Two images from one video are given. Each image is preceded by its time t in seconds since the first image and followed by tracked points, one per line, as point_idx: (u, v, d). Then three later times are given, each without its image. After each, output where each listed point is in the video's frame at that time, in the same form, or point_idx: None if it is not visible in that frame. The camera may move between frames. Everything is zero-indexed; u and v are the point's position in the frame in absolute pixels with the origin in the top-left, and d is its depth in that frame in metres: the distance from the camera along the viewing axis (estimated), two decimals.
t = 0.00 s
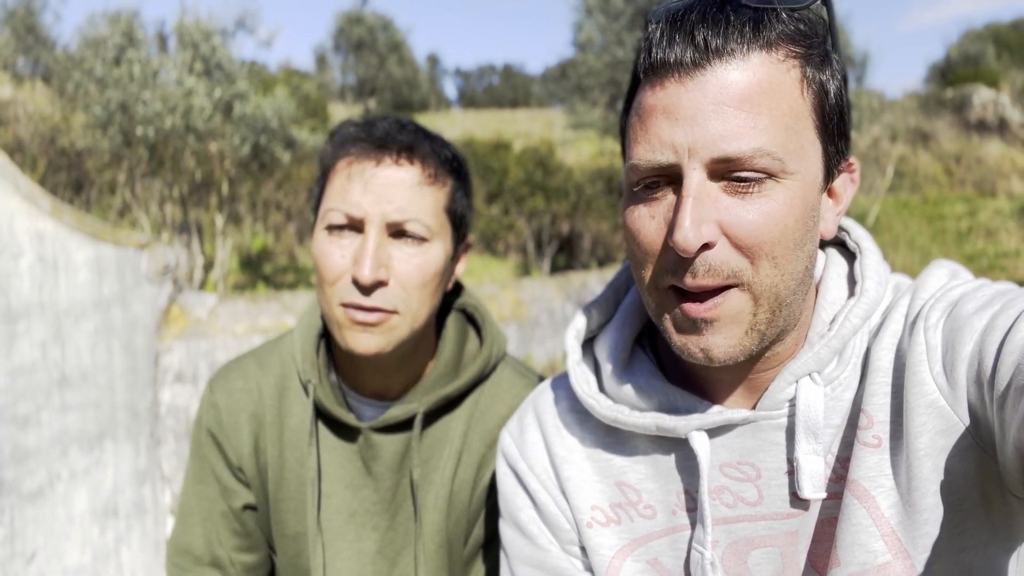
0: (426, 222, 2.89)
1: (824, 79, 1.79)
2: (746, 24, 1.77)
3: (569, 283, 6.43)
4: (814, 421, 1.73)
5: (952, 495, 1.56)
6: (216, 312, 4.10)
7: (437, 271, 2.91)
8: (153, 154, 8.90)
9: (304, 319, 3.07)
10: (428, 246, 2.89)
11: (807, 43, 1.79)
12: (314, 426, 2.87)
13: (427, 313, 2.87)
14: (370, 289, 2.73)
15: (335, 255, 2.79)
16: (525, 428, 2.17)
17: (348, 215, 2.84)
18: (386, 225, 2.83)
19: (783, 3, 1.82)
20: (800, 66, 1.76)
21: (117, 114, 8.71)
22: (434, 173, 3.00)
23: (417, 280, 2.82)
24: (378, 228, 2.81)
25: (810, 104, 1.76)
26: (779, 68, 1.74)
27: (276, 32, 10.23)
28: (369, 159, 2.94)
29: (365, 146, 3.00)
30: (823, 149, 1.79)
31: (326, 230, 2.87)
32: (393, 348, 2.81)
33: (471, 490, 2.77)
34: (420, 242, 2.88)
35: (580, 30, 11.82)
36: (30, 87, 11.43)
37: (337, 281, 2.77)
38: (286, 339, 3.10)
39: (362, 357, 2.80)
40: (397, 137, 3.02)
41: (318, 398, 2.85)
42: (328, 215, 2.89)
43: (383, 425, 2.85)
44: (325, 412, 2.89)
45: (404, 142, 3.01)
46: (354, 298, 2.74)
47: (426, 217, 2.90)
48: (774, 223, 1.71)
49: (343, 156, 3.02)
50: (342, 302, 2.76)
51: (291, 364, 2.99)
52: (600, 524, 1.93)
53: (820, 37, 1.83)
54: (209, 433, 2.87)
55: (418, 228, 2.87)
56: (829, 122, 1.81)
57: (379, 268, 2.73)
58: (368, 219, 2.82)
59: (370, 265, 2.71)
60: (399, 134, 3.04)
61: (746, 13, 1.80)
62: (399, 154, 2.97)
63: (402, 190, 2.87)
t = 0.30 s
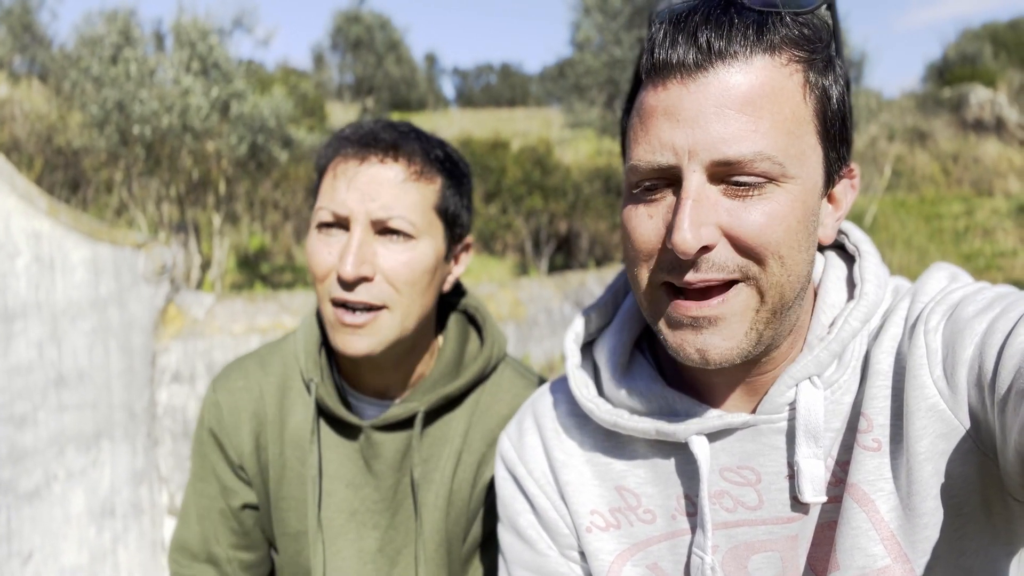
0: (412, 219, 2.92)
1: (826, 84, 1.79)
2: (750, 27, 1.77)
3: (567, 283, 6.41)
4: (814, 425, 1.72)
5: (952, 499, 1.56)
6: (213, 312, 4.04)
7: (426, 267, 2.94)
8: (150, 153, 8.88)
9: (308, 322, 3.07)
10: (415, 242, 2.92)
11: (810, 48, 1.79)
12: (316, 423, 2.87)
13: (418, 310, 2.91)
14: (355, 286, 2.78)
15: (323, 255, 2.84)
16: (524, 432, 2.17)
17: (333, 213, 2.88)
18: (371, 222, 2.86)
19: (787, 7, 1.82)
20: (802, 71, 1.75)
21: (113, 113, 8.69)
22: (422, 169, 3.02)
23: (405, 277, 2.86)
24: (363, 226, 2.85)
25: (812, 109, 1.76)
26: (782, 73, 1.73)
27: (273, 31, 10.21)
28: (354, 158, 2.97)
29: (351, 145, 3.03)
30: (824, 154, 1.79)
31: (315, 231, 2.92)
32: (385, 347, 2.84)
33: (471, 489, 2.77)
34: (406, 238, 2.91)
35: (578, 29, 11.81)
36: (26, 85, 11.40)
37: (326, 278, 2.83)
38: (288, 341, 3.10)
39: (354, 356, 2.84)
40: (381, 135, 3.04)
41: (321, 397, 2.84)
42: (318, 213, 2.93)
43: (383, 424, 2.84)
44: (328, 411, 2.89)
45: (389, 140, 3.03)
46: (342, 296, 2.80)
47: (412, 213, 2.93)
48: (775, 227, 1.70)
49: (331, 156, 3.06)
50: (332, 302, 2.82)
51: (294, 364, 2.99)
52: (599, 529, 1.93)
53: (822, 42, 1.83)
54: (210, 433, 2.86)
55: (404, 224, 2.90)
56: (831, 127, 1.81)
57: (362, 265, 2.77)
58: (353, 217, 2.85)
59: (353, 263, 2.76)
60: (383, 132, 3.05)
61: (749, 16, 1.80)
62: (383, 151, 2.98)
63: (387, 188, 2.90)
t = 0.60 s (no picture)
0: (388, 213, 2.94)
1: (814, 87, 1.78)
2: (732, 33, 1.76)
3: (565, 282, 6.41)
4: (810, 426, 1.73)
5: (949, 500, 1.56)
6: (211, 311, 4.01)
7: (404, 260, 2.95)
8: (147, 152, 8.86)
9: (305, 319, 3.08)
10: (391, 236, 2.94)
11: (797, 51, 1.78)
12: (311, 417, 2.88)
13: (397, 303, 2.91)
14: (329, 278, 2.81)
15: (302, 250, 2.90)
16: (522, 431, 2.16)
17: (313, 209, 2.93)
18: (348, 216, 2.90)
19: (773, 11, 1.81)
20: (786, 76, 1.74)
21: (111, 112, 8.67)
22: (400, 164, 3.06)
23: (381, 269, 2.87)
24: (339, 220, 2.89)
25: (797, 113, 1.75)
26: (764, 79, 1.73)
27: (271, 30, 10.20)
28: (333, 156, 3.03)
29: (331, 145, 3.09)
30: (812, 158, 1.78)
31: (298, 228, 2.98)
32: (364, 340, 2.85)
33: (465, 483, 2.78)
34: (382, 232, 2.93)
35: (576, 28, 11.79)
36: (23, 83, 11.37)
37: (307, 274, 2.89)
38: (288, 337, 3.12)
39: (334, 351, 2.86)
40: (360, 133, 3.10)
41: (316, 389, 2.85)
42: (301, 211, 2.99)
43: (378, 418, 2.86)
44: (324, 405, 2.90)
45: (368, 137, 3.08)
46: (318, 289, 2.83)
47: (388, 207, 2.95)
48: (758, 234, 1.70)
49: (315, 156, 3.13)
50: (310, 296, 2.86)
51: (291, 357, 3.01)
52: (596, 529, 1.93)
53: (810, 44, 1.82)
54: (212, 427, 2.94)
55: (379, 218, 2.92)
56: (820, 130, 1.80)
57: (335, 257, 2.81)
58: (330, 212, 2.90)
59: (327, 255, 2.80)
60: (363, 130, 3.11)
61: (733, 22, 1.79)
62: (361, 148, 3.03)
63: (363, 183, 2.94)
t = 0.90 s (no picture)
0: (373, 220, 2.93)
1: (805, 86, 1.76)
2: (718, 33, 1.74)
3: (564, 281, 6.41)
4: (812, 425, 1.72)
5: (950, 500, 1.55)
6: (209, 310, 3.97)
7: (389, 269, 2.93)
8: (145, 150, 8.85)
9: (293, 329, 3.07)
10: (375, 245, 2.92)
11: (786, 50, 1.76)
12: (304, 432, 2.86)
13: (382, 314, 2.89)
14: (309, 285, 2.80)
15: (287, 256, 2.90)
16: (521, 431, 2.15)
17: (298, 215, 2.92)
18: (332, 223, 2.88)
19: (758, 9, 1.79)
20: (774, 75, 1.72)
21: (108, 110, 8.67)
22: (387, 170, 3.05)
23: (364, 278, 2.85)
24: (324, 226, 2.87)
25: (786, 112, 1.72)
26: (751, 79, 1.71)
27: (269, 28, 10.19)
28: (320, 162, 3.02)
29: (319, 151, 3.09)
30: (803, 157, 1.75)
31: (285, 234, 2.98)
32: (345, 349, 2.82)
33: (460, 495, 2.78)
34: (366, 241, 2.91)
35: (575, 27, 11.78)
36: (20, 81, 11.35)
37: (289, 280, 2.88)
38: (278, 346, 3.05)
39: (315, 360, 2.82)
40: (347, 138, 3.10)
41: (307, 404, 2.86)
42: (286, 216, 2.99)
43: (373, 430, 2.85)
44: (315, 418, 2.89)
45: (355, 143, 3.07)
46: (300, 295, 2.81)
47: (372, 215, 2.93)
48: (746, 235, 1.69)
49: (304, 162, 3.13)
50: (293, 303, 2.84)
51: (282, 370, 2.96)
52: (595, 528, 1.92)
53: (801, 43, 1.80)
54: (202, 441, 2.86)
55: (363, 226, 2.90)
56: (814, 130, 1.77)
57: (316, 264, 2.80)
58: (315, 218, 2.88)
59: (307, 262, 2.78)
60: (350, 135, 3.11)
61: (719, 22, 1.77)
62: (348, 154, 3.03)
63: (349, 189, 2.93)
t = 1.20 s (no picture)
0: (378, 218, 2.92)
1: (797, 96, 1.74)
2: (708, 46, 1.72)
3: (562, 281, 6.41)
4: (810, 425, 1.71)
5: (947, 499, 1.55)
6: (206, 309, 3.96)
7: (393, 270, 2.93)
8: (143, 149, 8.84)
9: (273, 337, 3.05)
10: (380, 244, 2.92)
11: (778, 61, 1.73)
12: (288, 441, 2.87)
13: (384, 316, 2.90)
14: (314, 285, 2.78)
15: (286, 252, 2.85)
16: (517, 433, 2.14)
17: (299, 210, 2.88)
18: (337, 221, 2.86)
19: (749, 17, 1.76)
20: (764, 90, 1.70)
21: (106, 109, 8.67)
22: (392, 168, 3.04)
23: (370, 278, 2.86)
24: (327, 223, 2.85)
25: (777, 127, 1.70)
26: (740, 95, 1.68)
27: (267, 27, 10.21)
28: (323, 156, 2.99)
29: (321, 145, 3.05)
30: (795, 172, 1.73)
31: (282, 229, 2.93)
32: (347, 351, 2.82)
33: (453, 501, 2.79)
34: (372, 240, 2.91)
35: (573, 27, 11.79)
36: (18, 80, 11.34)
37: (287, 278, 2.84)
38: (259, 354, 3.10)
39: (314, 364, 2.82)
40: (351, 133, 3.08)
41: (290, 410, 2.85)
42: (283, 211, 2.94)
43: (360, 437, 2.88)
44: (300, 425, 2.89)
45: (359, 139, 3.06)
46: (305, 295, 2.81)
47: (379, 214, 2.93)
48: (738, 252, 1.67)
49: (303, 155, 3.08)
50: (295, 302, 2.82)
51: (263, 379, 2.99)
52: (593, 531, 1.91)
53: (794, 51, 1.78)
54: (174, 452, 2.84)
55: (370, 225, 2.90)
56: (806, 140, 1.75)
57: (322, 263, 2.78)
58: (317, 214, 2.85)
59: (313, 261, 2.76)
60: (354, 130, 3.09)
61: (710, 32, 1.74)
62: (351, 149, 3.01)
63: (354, 187, 2.91)
